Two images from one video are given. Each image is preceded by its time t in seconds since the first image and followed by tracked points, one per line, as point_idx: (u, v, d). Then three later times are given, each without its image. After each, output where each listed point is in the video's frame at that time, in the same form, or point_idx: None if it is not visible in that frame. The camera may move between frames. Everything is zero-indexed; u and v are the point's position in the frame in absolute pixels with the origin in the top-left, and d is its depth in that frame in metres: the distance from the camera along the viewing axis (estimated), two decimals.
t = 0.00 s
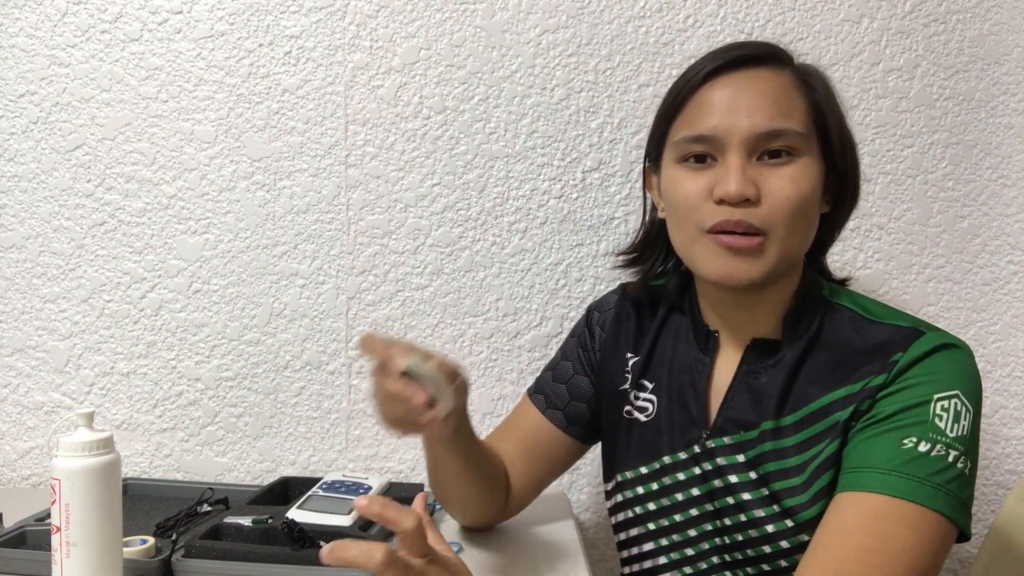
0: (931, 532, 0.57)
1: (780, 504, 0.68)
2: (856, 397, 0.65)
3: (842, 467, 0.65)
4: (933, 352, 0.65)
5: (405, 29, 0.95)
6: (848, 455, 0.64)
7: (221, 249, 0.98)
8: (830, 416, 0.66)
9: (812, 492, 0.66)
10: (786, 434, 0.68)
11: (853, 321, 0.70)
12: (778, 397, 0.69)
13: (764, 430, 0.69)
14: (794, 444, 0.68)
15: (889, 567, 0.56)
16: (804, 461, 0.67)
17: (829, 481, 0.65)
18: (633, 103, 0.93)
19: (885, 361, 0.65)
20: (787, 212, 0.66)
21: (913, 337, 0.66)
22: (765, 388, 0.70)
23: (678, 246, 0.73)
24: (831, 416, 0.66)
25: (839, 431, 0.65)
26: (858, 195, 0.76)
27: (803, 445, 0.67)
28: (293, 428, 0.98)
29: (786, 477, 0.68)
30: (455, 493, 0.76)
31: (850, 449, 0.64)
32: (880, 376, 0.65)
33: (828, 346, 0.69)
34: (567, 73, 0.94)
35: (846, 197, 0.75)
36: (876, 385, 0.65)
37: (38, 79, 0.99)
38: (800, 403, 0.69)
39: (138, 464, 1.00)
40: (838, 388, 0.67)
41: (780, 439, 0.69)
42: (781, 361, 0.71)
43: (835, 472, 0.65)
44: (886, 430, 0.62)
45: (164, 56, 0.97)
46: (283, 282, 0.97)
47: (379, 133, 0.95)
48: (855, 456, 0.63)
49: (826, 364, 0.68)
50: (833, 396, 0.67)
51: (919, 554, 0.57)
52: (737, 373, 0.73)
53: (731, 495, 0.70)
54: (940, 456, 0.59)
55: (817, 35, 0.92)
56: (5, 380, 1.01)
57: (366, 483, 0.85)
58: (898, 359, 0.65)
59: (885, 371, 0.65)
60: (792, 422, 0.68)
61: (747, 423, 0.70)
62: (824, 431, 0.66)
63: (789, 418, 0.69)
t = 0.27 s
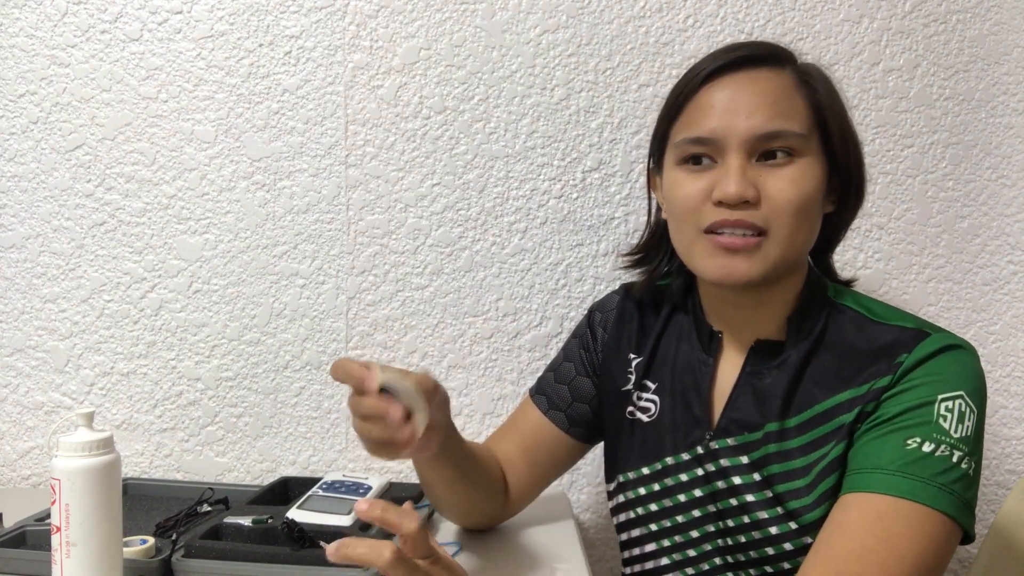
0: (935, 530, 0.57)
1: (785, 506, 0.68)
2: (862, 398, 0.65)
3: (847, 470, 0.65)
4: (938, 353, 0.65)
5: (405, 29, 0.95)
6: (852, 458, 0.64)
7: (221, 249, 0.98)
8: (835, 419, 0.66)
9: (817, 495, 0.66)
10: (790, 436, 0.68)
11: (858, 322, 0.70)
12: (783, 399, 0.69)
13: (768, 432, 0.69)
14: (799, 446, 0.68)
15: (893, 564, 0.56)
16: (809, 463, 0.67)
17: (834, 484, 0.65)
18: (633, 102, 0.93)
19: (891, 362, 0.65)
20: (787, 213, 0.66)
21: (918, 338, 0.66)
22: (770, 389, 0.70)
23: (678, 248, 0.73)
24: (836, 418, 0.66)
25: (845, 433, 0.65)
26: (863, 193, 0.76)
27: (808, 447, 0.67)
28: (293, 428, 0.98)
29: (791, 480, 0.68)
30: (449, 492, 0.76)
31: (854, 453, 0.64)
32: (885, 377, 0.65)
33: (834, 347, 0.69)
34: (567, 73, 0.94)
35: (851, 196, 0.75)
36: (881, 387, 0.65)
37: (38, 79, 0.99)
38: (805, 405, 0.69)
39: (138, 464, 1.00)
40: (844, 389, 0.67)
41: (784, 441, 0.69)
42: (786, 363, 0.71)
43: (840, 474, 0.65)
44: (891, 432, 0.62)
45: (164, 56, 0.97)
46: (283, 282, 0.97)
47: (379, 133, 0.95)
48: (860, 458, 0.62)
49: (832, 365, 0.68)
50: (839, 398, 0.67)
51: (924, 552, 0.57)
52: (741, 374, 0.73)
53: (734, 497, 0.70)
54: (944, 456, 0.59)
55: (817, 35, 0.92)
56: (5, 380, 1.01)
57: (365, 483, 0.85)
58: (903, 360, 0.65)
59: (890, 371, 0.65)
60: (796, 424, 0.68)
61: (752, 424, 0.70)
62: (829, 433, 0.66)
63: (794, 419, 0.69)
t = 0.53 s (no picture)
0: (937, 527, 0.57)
1: (788, 508, 0.68)
2: (864, 399, 0.65)
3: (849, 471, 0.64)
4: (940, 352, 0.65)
5: (405, 29, 0.95)
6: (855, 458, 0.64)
7: (221, 249, 0.98)
8: (839, 420, 0.66)
9: (820, 497, 0.66)
10: (794, 438, 0.68)
11: (860, 323, 0.70)
12: (786, 400, 0.69)
13: (771, 434, 0.69)
14: (803, 448, 0.68)
15: (895, 561, 0.56)
16: (813, 465, 0.67)
17: (837, 486, 0.65)
18: (633, 102, 0.93)
19: (893, 363, 0.65)
20: (783, 212, 0.66)
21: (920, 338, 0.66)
22: (773, 391, 0.70)
23: (675, 249, 0.73)
24: (839, 420, 0.66)
25: (848, 434, 0.65)
26: (862, 190, 0.75)
27: (811, 449, 0.67)
28: (293, 428, 0.98)
29: (795, 482, 0.68)
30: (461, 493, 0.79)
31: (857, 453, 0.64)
32: (887, 377, 0.65)
33: (836, 347, 0.69)
34: (567, 73, 0.94)
35: (850, 193, 0.75)
36: (884, 387, 0.65)
37: (38, 79, 0.99)
38: (808, 406, 0.69)
39: (138, 464, 1.00)
40: (847, 391, 0.67)
41: (787, 443, 0.69)
42: (788, 364, 0.71)
43: (843, 476, 0.65)
44: (893, 430, 0.62)
45: (164, 56, 0.97)
46: (283, 282, 0.97)
47: (379, 133, 0.95)
48: (862, 457, 0.62)
49: (834, 367, 0.68)
50: (841, 399, 0.67)
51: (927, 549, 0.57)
52: (744, 376, 0.73)
53: (737, 499, 0.70)
54: (947, 454, 0.59)
55: (817, 35, 0.92)
56: (5, 380, 1.01)
57: (366, 483, 0.85)
58: (906, 360, 0.65)
59: (893, 372, 0.65)
60: (800, 425, 0.68)
61: (755, 426, 0.70)
62: (833, 435, 0.66)
63: (797, 421, 0.69)
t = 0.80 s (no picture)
0: (935, 525, 0.57)
1: (786, 505, 0.68)
2: (861, 396, 0.65)
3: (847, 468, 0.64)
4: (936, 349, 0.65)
5: (405, 29, 0.95)
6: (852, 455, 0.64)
7: (221, 249, 0.98)
8: (836, 417, 0.66)
9: (818, 493, 0.66)
10: (792, 435, 0.68)
11: (857, 321, 0.69)
12: (783, 398, 0.69)
13: (769, 431, 0.69)
14: (800, 445, 0.68)
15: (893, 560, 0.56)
16: (810, 462, 0.67)
17: (834, 483, 0.65)
18: (633, 102, 0.93)
19: (889, 360, 0.65)
20: (781, 210, 0.66)
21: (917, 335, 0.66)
22: (771, 389, 0.70)
23: (674, 250, 0.73)
24: (836, 416, 0.66)
25: (845, 431, 0.65)
26: (855, 186, 0.75)
27: (809, 446, 0.67)
28: (293, 428, 0.98)
29: (793, 479, 0.68)
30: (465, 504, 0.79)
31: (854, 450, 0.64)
32: (884, 374, 0.65)
33: (833, 345, 0.69)
34: (567, 73, 0.94)
35: (844, 189, 0.75)
36: (880, 384, 0.65)
37: (38, 79, 0.99)
38: (805, 404, 0.68)
39: (138, 464, 1.00)
40: (843, 388, 0.67)
41: (785, 440, 0.68)
42: (786, 362, 0.70)
43: (840, 472, 0.65)
44: (890, 427, 0.62)
45: (164, 56, 0.97)
46: (283, 282, 0.97)
47: (379, 133, 0.95)
48: (860, 454, 0.62)
49: (831, 364, 0.68)
50: (838, 396, 0.67)
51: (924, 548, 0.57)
52: (742, 374, 0.73)
53: (736, 496, 0.70)
54: (944, 450, 0.59)
55: (817, 35, 0.92)
56: (5, 380, 1.01)
57: (365, 483, 0.85)
58: (902, 357, 0.65)
59: (889, 368, 0.65)
60: (797, 423, 0.68)
61: (753, 424, 0.70)
62: (830, 432, 0.66)
63: (795, 418, 0.69)
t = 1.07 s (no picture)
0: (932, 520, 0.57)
1: (784, 502, 0.68)
2: (858, 393, 0.65)
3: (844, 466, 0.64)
4: (932, 346, 0.65)
5: (405, 29, 0.95)
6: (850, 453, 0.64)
7: (221, 249, 0.98)
8: (833, 414, 0.66)
9: (816, 490, 0.66)
10: (789, 432, 0.68)
11: (853, 319, 0.69)
12: (780, 396, 0.69)
13: (766, 429, 0.69)
14: (798, 442, 0.68)
15: (891, 556, 0.56)
16: (808, 460, 0.67)
17: (831, 480, 0.65)
18: (633, 102, 0.93)
19: (886, 358, 0.65)
20: (779, 208, 0.66)
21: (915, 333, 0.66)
22: (768, 388, 0.70)
23: (673, 250, 0.73)
24: (834, 414, 0.66)
25: (842, 428, 0.65)
26: (851, 185, 0.76)
27: (807, 443, 0.67)
28: (293, 428, 0.98)
29: (790, 477, 0.68)
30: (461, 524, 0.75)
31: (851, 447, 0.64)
32: (881, 371, 0.65)
33: (831, 344, 0.69)
34: (567, 73, 0.94)
35: (840, 189, 0.75)
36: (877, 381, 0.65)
37: (38, 79, 0.99)
38: (803, 402, 0.68)
39: (138, 464, 1.00)
40: (841, 385, 0.67)
41: (783, 438, 0.68)
42: (783, 360, 0.70)
43: (837, 470, 0.65)
44: (887, 425, 0.62)
45: (164, 56, 0.97)
46: (283, 282, 0.97)
47: (379, 133, 0.95)
48: (858, 451, 0.62)
49: (829, 363, 0.68)
50: (835, 394, 0.67)
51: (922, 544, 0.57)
52: (739, 373, 0.73)
53: (734, 493, 0.70)
54: (941, 447, 0.59)
55: (817, 35, 0.92)
56: (5, 380, 1.01)
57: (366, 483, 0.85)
58: (898, 354, 0.65)
59: (886, 366, 0.65)
60: (795, 421, 0.68)
61: (751, 422, 0.70)
62: (827, 429, 0.66)
63: (792, 416, 0.69)
